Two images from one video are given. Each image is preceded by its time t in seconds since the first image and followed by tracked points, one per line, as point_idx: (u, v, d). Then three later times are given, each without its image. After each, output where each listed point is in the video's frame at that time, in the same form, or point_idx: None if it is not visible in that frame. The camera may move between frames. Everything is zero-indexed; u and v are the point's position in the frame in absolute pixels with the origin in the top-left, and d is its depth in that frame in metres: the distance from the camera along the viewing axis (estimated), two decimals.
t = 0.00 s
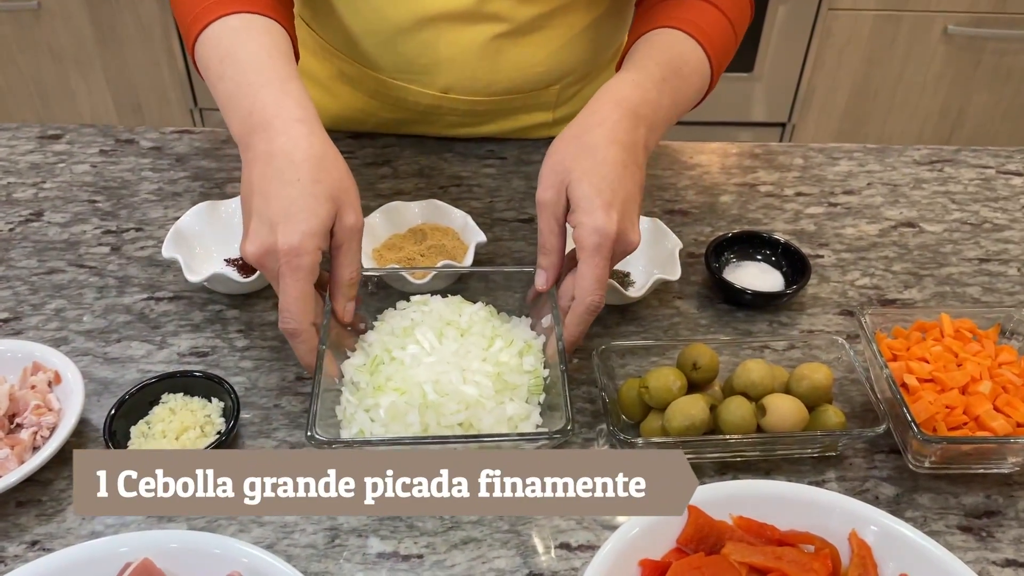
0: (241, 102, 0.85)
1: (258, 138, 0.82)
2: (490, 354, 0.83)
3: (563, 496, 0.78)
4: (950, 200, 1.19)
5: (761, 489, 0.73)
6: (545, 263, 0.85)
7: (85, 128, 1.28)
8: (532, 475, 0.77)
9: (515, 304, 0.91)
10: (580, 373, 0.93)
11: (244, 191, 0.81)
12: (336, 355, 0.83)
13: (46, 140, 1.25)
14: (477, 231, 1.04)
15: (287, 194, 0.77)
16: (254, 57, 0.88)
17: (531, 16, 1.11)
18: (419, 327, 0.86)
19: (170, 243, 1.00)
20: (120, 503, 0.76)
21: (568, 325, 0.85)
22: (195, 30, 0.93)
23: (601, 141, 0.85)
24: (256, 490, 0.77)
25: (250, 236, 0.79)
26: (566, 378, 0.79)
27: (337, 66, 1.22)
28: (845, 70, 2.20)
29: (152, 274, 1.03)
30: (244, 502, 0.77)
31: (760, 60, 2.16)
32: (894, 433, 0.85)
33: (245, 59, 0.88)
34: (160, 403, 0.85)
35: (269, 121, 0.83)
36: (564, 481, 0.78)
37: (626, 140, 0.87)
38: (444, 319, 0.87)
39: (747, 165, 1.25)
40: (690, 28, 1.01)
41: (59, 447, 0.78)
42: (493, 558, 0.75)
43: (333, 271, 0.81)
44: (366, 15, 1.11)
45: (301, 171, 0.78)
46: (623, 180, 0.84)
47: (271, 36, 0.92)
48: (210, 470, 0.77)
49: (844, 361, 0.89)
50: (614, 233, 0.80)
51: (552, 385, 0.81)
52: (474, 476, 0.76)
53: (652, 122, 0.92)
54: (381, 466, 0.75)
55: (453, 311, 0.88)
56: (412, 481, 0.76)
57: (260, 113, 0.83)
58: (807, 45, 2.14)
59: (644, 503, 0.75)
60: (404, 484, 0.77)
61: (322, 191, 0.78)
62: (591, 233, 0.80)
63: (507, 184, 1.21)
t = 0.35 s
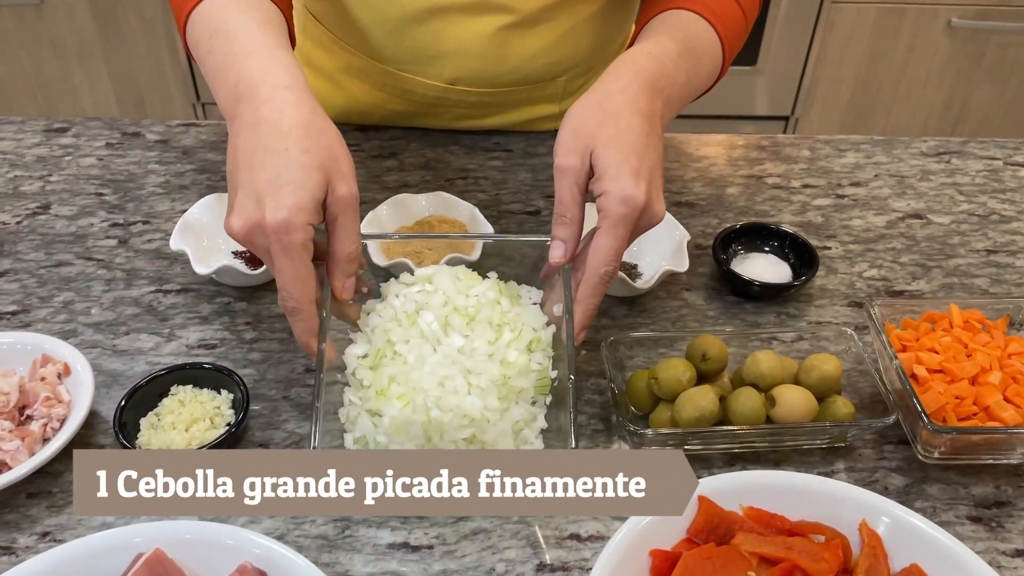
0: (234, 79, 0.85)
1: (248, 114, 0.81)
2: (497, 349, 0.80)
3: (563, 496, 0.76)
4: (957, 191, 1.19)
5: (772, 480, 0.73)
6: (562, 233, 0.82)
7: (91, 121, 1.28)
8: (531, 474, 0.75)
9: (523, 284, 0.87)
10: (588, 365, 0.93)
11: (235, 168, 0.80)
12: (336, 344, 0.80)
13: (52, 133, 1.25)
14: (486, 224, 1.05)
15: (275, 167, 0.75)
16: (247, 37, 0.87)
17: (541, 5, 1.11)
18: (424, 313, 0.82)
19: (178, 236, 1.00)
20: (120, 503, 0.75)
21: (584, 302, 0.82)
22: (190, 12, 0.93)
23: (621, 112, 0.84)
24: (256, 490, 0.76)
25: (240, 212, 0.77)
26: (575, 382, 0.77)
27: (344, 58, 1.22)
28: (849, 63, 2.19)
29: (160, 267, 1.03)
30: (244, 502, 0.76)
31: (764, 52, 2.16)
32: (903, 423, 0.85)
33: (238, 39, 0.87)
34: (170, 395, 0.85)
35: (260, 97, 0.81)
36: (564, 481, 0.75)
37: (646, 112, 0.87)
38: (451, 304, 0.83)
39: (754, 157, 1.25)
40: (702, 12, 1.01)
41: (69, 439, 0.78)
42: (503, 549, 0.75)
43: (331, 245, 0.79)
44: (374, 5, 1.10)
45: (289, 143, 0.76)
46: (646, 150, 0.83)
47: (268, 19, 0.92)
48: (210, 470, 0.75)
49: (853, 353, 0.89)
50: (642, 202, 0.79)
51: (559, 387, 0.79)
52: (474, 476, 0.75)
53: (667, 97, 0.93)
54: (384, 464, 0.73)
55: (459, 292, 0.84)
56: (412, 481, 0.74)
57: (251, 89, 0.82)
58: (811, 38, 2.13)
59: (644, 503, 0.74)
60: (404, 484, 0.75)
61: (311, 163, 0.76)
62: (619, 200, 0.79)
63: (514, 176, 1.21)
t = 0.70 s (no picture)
0: (235, 76, 0.85)
1: (250, 112, 0.81)
2: (501, 351, 0.80)
3: (563, 496, 0.76)
4: (960, 187, 1.19)
5: (775, 474, 0.74)
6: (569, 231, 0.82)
7: (95, 117, 1.29)
8: (532, 474, 0.75)
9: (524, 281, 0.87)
10: (592, 360, 0.93)
11: (237, 166, 0.80)
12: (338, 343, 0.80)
13: (57, 130, 1.26)
14: (490, 219, 1.06)
15: (277, 165, 0.76)
16: (248, 33, 0.88)
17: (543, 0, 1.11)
18: (428, 313, 0.82)
19: (184, 231, 1.00)
20: (121, 503, 0.74)
21: (591, 300, 0.82)
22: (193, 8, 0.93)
23: (626, 109, 0.85)
24: (256, 490, 0.76)
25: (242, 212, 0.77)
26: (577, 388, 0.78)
27: (347, 54, 1.22)
28: (851, 58, 2.19)
29: (165, 262, 1.03)
30: (244, 502, 0.76)
31: (766, 48, 2.15)
32: (905, 418, 0.85)
33: (239, 35, 0.88)
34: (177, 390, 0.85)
35: (261, 93, 0.82)
36: (564, 481, 0.75)
37: (650, 108, 0.87)
38: (455, 304, 0.83)
39: (756, 153, 1.25)
40: (704, 7, 1.01)
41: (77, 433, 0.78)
42: (508, 542, 0.76)
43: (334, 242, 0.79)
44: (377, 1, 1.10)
45: (291, 140, 0.77)
46: (651, 147, 0.84)
47: (270, 13, 0.92)
48: (211, 470, 0.74)
49: (855, 348, 0.89)
50: (649, 198, 0.79)
51: (563, 391, 0.79)
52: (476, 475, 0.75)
53: (670, 94, 0.93)
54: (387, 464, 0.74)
55: (464, 291, 0.83)
56: (412, 481, 0.75)
57: (253, 86, 0.83)
58: (813, 33, 2.12)
59: (644, 504, 0.74)
60: (405, 484, 0.75)
61: (312, 160, 0.76)
62: (626, 196, 0.79)
63: (517, 172, 1.21)
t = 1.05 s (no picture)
0: (235, 73, 0.85)
1: (249, 109, 0.81)
2: (498, 348, 0.80)
3: (563, 496, 0.76)
4: (959, 184, 1.19)
5: (776, 471, 0.74)
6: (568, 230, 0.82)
7: (95, 114, 1.29)
8: (531, 474, 0.75)
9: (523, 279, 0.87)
10: (590, 357, 0.94)
11: (236, 162, 0.80)
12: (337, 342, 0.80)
13: (56, 127, 1.26)
14: (489, 216, 1.05)
15: (276, 162, 0.76)
16: (248, 30, 0.88)
17: None
18: (426, 310, 0.81)
19: (184, 228, 1.00)
20: (120, 503, 0.74)
21: (589, 299, 0.82)
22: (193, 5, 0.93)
23: (623, 108, 0.85)
24: (256, 490, 0.75)
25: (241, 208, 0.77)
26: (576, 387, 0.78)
27: (346, 50, 1.22)
28: (852, 55, 2.19)
29: (164, 259, 1.03)
30: (244, 502, 0.75)
31: (767, 45, 2.15)
32: (904, 415, 0.85)
33: (239, 31, 0.88)
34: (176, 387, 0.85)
35: (261, 90, 0.82)
36: (564, 481, 0.75)
37: (647, 107, 0.87)
38: (454, 301, 0.82)
39: (756, 150, 1.25)
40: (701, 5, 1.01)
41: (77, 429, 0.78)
42: (507, 538, 0.76)
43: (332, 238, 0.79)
44: None
45: (290, 137, 0.77)
46: (649, 145, 0.84)
47: (270, 10, 0.92)
48: (210, 470, 0.74)
49: (854, 345, 0.89)
50: (648, 197, 0.79)
51: (562, 390, 0.79)
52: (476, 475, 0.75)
53: (667, 93, 0.93)
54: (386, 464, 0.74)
55: (463, 289, 0.83)
56: (412, 481, 0.75)
57: (252, 83, 0.83)
58: (813, 30, 2.12)
59: (644, 504, 0.74)
60: (404, 484, 0.75)
61: (311, 156, 0.76)
62: (624, 195, 0.79)
63: (517, 169, 1.21)
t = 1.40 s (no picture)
0: (237, 71, 0.85)
1: (251, 106, 0.81)
2: (497, 347, 0.80)
3: (563, 496, 0.76)
4: (959, 182, 1.19)
5: (776, 469, 0.74)
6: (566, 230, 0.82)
7: (95, 112, 1.29)
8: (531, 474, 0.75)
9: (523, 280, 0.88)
10: (590, 355, 0.94)
11: (238, 160, 0.80)
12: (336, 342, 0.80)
13: (57, 124, 1.26)
14: (489, 213, 1.05)
15: (276, 160, 0.76)
16: (250, 28, 0.88)
17: None
18: (425, 310, 0.82)
19: (183, 226, 1.00)
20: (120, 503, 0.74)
21: (587, 298, 0.81)
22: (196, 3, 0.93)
23: (622, 108, 0.85)
24: (255, 490, 0.76)
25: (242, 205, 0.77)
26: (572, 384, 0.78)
27: (347, 48, 1.22)
28: (853, 53, 2.18)
29: (165, 257, 1.03)
30: (244, 502, 0.75)
31: (767, 43, 2.15)
32: (903, 412, 0.86)
33: (241, 29, 0.88)
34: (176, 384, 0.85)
35: (263, 88, 0.82)
36: (564, 481, 0.75)
37: (645, 107, 0.87)
38: (452, 301, 0.83)
39: (756, 147, 1.25)
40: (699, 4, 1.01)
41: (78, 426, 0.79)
42: (507, 535, 0.76)
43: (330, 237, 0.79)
44: None
45: (290, 135, 0.77)
46: (647, 146, 0.84)
47: (272, 8, 0.92)
48: (210, 470, 0.75)
49: (853, 342, 0.89)
50: (646, 197, 0.79)
51: (560, 387, 0.79)
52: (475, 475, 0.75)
53: (666, 93, 0.93)
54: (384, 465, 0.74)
55: (462, 289, 0.84)
56: (412, 481, 0.75)
57: (254, 81, 0.83)
58: (814, 28, 2.12)
59: (644, 504, 0.73)
60: (404, 484, 0.75)
61: (311, 155, 0.76)
62: (621, 196, 0.79)
63: (517, 167, 1.21)
